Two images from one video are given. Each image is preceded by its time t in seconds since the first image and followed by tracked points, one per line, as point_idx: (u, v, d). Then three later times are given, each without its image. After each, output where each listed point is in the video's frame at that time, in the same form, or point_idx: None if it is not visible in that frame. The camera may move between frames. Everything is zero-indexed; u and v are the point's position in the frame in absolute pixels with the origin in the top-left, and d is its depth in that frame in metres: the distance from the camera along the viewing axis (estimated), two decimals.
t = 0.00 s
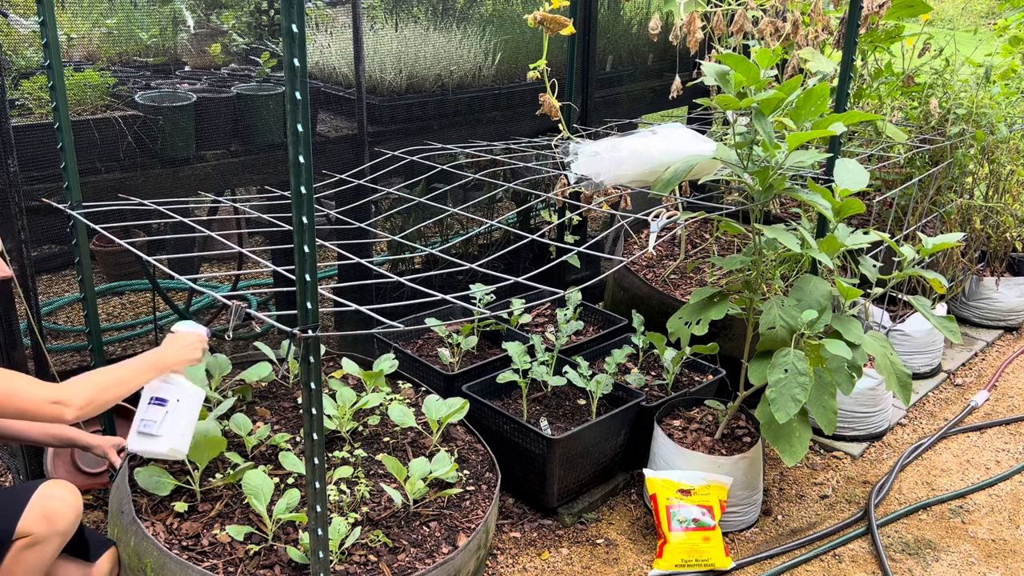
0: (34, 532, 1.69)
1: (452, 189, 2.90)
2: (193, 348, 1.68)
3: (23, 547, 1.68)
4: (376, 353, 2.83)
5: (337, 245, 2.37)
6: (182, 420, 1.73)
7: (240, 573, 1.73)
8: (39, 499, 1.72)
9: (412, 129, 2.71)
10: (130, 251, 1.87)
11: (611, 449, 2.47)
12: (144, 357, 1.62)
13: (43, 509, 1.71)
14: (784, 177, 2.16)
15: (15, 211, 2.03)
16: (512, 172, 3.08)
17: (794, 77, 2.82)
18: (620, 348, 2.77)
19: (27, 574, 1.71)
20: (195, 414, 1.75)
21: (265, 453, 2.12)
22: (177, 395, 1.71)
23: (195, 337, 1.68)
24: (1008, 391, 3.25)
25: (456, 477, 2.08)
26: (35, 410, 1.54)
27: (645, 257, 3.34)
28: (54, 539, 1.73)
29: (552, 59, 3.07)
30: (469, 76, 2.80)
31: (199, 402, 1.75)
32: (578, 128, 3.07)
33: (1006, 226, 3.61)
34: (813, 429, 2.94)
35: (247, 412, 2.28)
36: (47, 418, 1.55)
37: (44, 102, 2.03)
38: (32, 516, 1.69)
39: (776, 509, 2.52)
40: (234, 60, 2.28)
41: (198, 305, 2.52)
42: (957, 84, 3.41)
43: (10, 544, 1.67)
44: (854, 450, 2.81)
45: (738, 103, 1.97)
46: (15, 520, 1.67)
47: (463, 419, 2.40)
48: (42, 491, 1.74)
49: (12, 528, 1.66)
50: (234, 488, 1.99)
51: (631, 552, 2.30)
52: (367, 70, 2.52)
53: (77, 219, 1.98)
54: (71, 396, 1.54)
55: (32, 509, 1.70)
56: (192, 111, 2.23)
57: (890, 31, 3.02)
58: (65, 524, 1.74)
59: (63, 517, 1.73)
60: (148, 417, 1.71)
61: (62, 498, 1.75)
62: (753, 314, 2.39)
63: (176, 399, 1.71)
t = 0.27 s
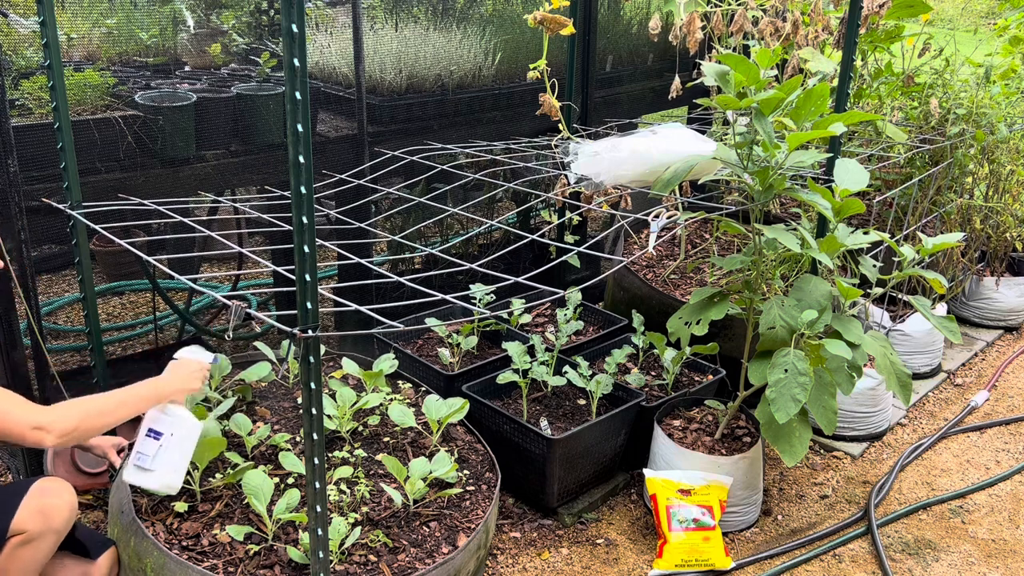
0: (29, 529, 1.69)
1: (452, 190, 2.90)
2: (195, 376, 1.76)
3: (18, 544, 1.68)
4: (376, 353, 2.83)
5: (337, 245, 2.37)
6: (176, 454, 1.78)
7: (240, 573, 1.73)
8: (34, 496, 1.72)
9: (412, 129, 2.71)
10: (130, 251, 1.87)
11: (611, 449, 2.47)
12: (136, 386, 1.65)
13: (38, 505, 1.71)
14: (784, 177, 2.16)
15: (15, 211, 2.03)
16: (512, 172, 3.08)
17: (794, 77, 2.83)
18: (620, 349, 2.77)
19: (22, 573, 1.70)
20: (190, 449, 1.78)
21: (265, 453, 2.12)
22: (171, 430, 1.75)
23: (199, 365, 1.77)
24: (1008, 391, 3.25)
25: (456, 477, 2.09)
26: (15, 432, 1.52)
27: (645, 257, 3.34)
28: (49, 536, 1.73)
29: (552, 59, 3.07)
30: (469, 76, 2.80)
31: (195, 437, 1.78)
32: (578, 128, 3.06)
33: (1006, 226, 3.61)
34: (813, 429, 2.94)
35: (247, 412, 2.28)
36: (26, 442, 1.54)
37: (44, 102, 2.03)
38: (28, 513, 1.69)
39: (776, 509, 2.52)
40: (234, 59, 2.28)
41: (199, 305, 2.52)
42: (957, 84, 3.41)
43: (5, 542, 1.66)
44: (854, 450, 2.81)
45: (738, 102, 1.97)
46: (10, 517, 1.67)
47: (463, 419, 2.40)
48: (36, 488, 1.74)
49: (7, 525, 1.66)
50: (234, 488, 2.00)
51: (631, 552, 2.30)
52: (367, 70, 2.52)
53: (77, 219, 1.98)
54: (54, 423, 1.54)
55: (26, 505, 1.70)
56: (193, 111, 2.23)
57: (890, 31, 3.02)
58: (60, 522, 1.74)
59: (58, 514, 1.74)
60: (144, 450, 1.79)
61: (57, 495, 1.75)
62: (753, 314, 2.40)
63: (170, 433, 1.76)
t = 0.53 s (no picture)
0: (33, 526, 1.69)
1: (452, 190, 2.90)
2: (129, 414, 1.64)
3: (22, 541, 1.68)
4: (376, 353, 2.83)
5: (337, 245, 2.37)
6: (130, 496, 1.60)
7: (240, 573, 1.73)
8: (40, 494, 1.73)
9: (412, 129, 2.71)
10: (130, 251, 1.87)
11: (611, 449, 2.47)
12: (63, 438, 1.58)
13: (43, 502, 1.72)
14: (784, 177, 2.16)
15: (15, 211, 2.03)
16: (512, 172, 3.08)
17: (794, 77, 2.83)
18: (620, 349, 2.77)
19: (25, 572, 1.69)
20: (142, 486, 1.60)
21: (265, 453, 2.12)
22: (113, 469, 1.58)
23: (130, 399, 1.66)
24: (1008, 392, 3.25)
25: (456, 477, 2.08)
26: None
27: (645, 257, 3.34)
28: (52, 535, 1.73)
29: (552, 59, 3.07)
30: (469, 76, 2.80)
31: (143, 471, 1.60)
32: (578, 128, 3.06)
33: (1006, 226, 3.61)
34: (813, 429, 2.94)
35: (247, 412, 2.28)
36: None
37: (44, 102, 2.03)
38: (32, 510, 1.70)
39: (776, 509, 2.52)
40: (234, 59, 2.28)
41: (199, 305, 2.52)
42: (957, 84, 3.41)
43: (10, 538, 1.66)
44: (854, 450, 2.81)
45: (738, 103, 1.97)
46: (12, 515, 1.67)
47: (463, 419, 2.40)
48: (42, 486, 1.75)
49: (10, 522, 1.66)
50: (234, 489, 1.99)
51: (631, 552, 2.30)
52: (367, 70, 2.52)
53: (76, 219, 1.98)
54: None
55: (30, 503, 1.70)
56: (192, 111, 2.23)
57: (890, 31, 3.02)
58: (63, 520, 1.75)
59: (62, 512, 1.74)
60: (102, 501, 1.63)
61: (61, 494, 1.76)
62: (753, 315, 2.40)
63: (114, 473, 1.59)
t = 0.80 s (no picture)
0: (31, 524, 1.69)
1: (452, 190, 2.90)
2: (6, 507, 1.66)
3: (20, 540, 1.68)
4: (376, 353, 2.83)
5: (337, 245, 2.37)
6: None
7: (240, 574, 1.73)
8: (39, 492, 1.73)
9: (412, 129, 2.71)
10: (130, 251, 1.87)
11: (611, 449, 2.47)
12: None
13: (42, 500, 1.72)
14: (784, 177, 2.16)
15: (15, 211, 2.03)
16: (512, 172, 3.08)
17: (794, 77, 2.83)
18: (620, 349, 2.77)
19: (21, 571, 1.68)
20: None
21: (265, 453, 2.12)
22: None
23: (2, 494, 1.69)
24: (1008, 392, 3.25)
25: (456, 477, 2.09)
26: None
27: (645, 257, 3.34)
28: (49, 534, 1.72)
29: (552, 58, 3.07)
30: (469, 76, 2.80)
31: None
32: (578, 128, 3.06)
33: (1006, 226, 3.61)
34: (813, 429, 2.94)
35: (247, 412, 2.28)
36: None
37: (44, 102, 2.03)
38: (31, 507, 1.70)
39: (777, 509, 2.52)
40: (234, 59, 2.28)
41: (199, 305, 2.52)
42: (957, 84, 3.41)
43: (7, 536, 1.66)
44: (854, 450, 2.81)
45: (738, 103, 1.97)
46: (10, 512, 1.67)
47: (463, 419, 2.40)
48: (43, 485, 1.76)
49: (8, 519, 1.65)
50: (234, 489, 2.00)
51: (631, 552, 2.30)
52: (367, 70, 2.52)
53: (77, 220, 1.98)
54: None
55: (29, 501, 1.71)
56: (193, 111, 2.23)
57: (890, 31, 3.02)
58: (61, 520, 1.75)
59: (60, 511, 1.75)
60: None
61: (60, 494, 1.77)
62: (753, 315, 2.40)
63: None
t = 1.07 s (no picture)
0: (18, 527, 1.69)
1: (452, 190, 2.90)
2: None
3: (8, 543, 1.67)
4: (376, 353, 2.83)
5: (337, 245, 2.37)
6: None
7: (240, 574, 1.73)
8: (26, 494, 1.73)
9: (412, 129, 2.71)
10: (130, 251, 1.87)
11: (611, 449, 2.47)
12: None
13: (29, 503, 1.72)
14: (784, 177, 2.16)
15: (15, 211, 2.03)
16: (512, 172, 3.08)
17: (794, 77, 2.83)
18: (620, 349, 2.77)
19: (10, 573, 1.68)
20: None
21: (265, 453, 2.12)
22: None
23: None
24: (1008, 392, 3.25)
25: (456, 477, 2.09)
26: None
27: (645, 257, 3.34)
28: (37, 536, 1.72)
29: (552, 59, 3.07)
30: (469, 76, 2.80)
31: None
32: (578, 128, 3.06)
33: (1006, 226, 3.61)
34: (812, 429, 2.94)
35: (246, 412, 2.28)
36: None
37: (45, 102, 2.03)
38: (19, 510, 1.70)
39: (777, 509, 2.52)
40: (234, 60, 2.28)
41: (199, 305, 2.52)
42: (957, 84, 3.41)
43: None
44: (854, 450, 2.81)
45: (738, 103, 1.97)
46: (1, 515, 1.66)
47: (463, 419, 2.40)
48: (30, 487, 1.75)
49: None
50: (234, 489, 2.00)
51: (631, 552, 2.30)
52: (367, 70, 2.52)
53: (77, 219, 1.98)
54: None
55: (16, 504, 1.70)
56: (192, 111, 2.23)
57: (890, 31, 3.02)
58: (49, 522, 1.75)
59: (48, 514, 1.75)
60: None
61: (47, 496, 1.77)
62: (753, 315, 2.40)
63: None
